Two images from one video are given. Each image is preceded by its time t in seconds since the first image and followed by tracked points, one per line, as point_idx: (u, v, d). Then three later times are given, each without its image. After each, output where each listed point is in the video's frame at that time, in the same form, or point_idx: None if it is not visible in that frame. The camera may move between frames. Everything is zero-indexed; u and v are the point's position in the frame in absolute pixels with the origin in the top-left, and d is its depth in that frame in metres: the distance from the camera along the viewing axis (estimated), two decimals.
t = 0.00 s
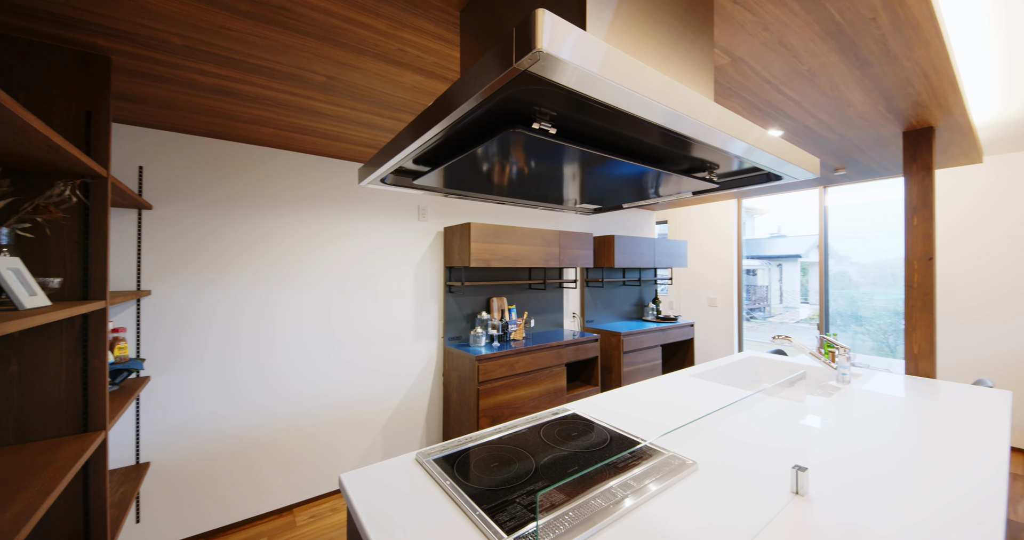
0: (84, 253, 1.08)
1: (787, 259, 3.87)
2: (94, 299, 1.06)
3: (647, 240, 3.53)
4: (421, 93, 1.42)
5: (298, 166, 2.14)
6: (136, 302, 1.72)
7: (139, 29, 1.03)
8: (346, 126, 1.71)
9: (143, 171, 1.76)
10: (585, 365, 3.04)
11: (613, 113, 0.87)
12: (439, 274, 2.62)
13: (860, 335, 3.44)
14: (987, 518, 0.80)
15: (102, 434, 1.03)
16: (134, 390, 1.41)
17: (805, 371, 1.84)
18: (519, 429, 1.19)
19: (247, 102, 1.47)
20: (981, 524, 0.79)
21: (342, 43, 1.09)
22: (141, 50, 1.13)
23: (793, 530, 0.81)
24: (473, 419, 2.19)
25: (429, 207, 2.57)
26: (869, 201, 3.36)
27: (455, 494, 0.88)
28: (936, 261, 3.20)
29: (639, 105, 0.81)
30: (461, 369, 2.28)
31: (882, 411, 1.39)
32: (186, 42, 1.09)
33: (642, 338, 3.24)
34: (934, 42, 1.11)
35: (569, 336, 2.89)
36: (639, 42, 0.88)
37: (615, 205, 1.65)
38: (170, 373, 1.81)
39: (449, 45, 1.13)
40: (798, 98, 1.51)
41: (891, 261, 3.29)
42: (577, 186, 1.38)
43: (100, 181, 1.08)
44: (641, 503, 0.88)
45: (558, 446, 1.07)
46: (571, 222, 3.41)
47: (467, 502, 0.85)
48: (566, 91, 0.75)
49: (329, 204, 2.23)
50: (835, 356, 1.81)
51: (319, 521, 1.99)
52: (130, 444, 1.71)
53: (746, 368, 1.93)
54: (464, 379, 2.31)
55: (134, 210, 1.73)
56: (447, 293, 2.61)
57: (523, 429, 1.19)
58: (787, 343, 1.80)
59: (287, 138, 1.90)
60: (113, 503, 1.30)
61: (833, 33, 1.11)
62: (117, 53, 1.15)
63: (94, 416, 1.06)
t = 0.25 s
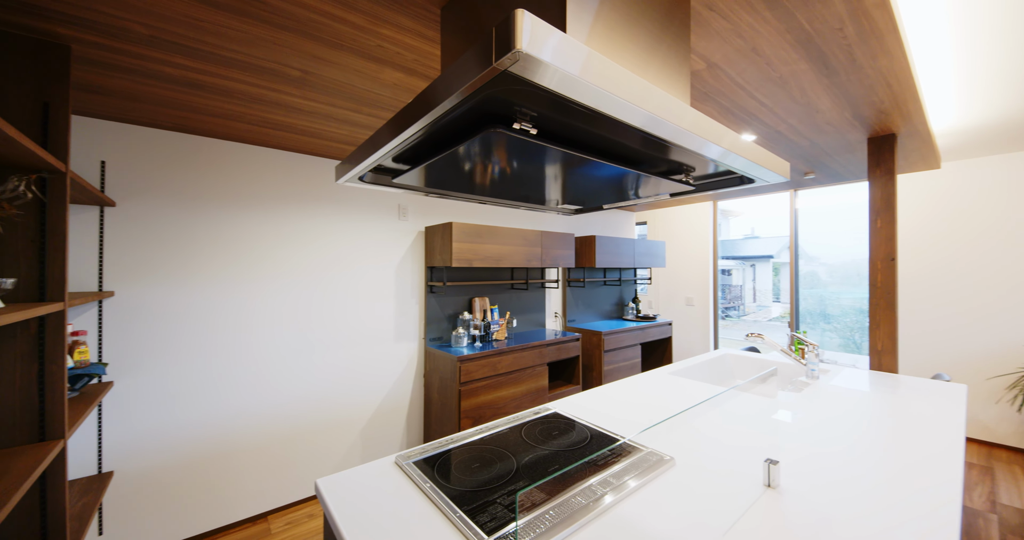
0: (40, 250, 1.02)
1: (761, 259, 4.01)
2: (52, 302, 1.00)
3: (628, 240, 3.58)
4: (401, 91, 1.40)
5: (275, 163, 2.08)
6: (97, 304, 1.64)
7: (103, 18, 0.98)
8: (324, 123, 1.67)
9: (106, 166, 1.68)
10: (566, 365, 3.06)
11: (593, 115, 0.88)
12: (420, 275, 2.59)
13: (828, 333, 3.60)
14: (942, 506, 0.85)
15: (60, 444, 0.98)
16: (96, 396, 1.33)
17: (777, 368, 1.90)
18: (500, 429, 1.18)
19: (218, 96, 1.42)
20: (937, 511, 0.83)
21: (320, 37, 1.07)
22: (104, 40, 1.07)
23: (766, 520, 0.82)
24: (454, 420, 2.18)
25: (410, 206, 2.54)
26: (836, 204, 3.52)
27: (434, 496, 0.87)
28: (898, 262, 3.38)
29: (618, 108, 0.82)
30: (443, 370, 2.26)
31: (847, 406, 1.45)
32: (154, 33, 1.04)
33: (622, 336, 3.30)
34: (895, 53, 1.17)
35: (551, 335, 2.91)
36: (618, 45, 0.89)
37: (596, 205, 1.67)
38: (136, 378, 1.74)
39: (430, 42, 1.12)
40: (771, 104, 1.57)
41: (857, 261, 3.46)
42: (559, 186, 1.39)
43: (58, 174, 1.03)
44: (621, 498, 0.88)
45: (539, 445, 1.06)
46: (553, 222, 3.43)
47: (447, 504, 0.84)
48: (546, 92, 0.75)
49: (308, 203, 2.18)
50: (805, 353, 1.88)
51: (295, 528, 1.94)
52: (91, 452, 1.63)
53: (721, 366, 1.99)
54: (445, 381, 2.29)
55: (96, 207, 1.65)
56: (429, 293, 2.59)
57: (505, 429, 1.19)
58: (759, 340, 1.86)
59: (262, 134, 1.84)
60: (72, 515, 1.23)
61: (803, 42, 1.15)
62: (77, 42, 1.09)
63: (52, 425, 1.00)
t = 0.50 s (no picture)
0: None
1: (736, 259, 4.13)
2: (5, 304, 0.94)
3: (609, 241, 3.63)
4: (382, 87, 1.38)
5: (253, 161, 2.03)
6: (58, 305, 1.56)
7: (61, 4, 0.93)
8: (302, 119, 1.63)
9: (66, 161, 1.60)
10: (549, 364, 3.08)
11: (574, 116, 0.89)
12: (402, 275, 2.56)
13: (799, 330, 3.75)
14: (903, 495, 0.89)
15: (17, 453, 0.93)
16: (57, 403, 1.27)
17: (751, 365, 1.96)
18: (481, 430, 1.18)
19: (189, 89, 1.36)
20: (898, 500, 0.87)
21: (296, 31, 1.04)
22: (63, 27, 1.02)
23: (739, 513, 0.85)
24: (436, 421, 2.16)
25: (390, 205, 2.50)
26: (807, 206, 3.65)
27: (414, 499, 0.86)
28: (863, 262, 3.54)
29: (599, 111, 0.83)
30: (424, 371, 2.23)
31: (817, 400, 1.51)
32: (118, 22, 0.99)
33: (604, 336, 3.34)
34: (861, 62, 1.23)
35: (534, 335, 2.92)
36: (599, 47, 0.90)
37: (578, 206, 1.69)
38: (100, 383, 1.66)
39: (410, 39, 1.11)
40: (745, 109, 1.61)
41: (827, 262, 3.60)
42: (541, 186, 1.39)
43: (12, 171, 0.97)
44: (601, 495, 0.89)
45: (521, 445, 1.06)
46: (536, 222, 3.45)
47: (427, 506, 0.83)
48: (526, 92, 0.75)
49: (287, 202, 2.13)
50: (777, 350, 1.94)
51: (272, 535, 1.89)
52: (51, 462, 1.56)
53: (698, 363, 2.04)
54: (427, 382, 2.26)
55: (55, 204, 1.56)
56: (410, 293, 2.55)
57: (487, 429, 1.18)
58: (734, 338, 1.92)
59: (237, 130, 1.79)
60: (28, 530, 1.15)
61: (776, 49, 1.19)
62: (34, 29, 1.03)
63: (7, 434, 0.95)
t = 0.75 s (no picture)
0: None
1: (710, 260, 4.24)
2: None
3: (589, 241, 3.68)
4: (359, 83, 1.36)
5: (228, 160, 1.98)
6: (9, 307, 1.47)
7: None
8: (276, 114, 1.59)
9: (18, 154, 1.50)
10: (529, 364, 3.09)
11: (553, 118, 0.89)
12: (380, 275, 2.52)
13: (770, 328, 3.89)
14: (863, 484, 0.93)
15: None
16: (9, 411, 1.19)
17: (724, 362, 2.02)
18: (461, 431, 1.17)
19: (154, 81, 1.30)
20: (860, 490, 0.91)
21: (269, 23, 1.01)
22: (13, 11, 0.95)
23: (711, 506, 0.88)
24: (415, 424, 2.13)
25: (368, 203, 2.46)
26: (778, 209, 3.80)
27: (392, 503, 0.85)
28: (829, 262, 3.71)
29: (579, 113, 0.84)
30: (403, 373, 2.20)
31: (786, 396, 1.57)
32: (75, 7, 0.94)
33: (584, 335, 3.38)
34: (826, 71, 1.28)
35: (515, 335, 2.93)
36: (579, 50, 0.91)
37: (558, 207, 1.70)
38: (56, 390, 1.57)
39: (388, 35, 1.10)
40: (718, 114, 1.67)
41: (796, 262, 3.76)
42: (521, 187, 1.40)
43: None
44: (580, 492, 0.90)
45: (500, 445, 1.06)
46: (517, 222, 3.46)
47: (405, 510, 0.82)
48: (506, 92, 0.75)
49: (264, 201, 2.08)
50: (749, 347, 2.01)
51: None
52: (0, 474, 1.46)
53: (673, 361, 2.08)
54: (406, 383, 2.23)
55: (5, 199, 1.47)
56: (389, 294, 2.51)
57: (468, 430, 1.17)
58: (708, 336, 1.98)
59: (207, 124, 1.72)
60: None
61: (747, 57, 1.24)
62: None
63: None
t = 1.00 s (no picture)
0: None
1: (685, 260, 4.36)
2: None
3: (568, 241, 3.71)
4: (334, 78, 1.33)
5: (203, 157, 1.91)
6: None
7: None
8: (247, 108, 1.53)
9: None
10: (509, 364, 3.10)
11: (532, 118, 0.89)
12: (357, 275, 2.46)
13: (741, 326, 4.03)
14: (826, 475, 0.98)
15: None
16: None
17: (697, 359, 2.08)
18: (440, 432, 1.15)
19: (114, 71, 1.23)
20: (823, 481, 0.96)
21: (238, 14, 0.97)
22: None
23: (685, 500, 0.90)
24: (393, 426, 2.09)
25: (344, 202, 2.40)
26: (749, 211, 3.94)
27: (367, 508, 0.83)
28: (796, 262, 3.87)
29: (558, 115, 0.85)
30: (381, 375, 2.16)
31: (755, 391, 1.63)
32: None
33: (563, 334, 3.41)
34: (794, 79, 1.33)
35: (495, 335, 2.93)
36: (558, 52, 0.92)
37: (538, 208, 1.71)
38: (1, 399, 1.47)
39: (364, 30, 1.08)
40: (693, 118, 1.71)
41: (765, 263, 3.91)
42: (501, 187, 1.39)
43: None
44: (559, 490, 0.91)
45: (480, 445, 1.05)
46: (497, 222, 3.45)
47: (381, 514, 0.80)
48: (483, 91, 0.75)
49: (238, 200, 2.02)
50: (721, 344, 2.08)
51: None
52: None
53: (650, 359, 2.13)
54: (383, 386, 2.19)
55: None
56: (366, 294, 2.45)
57: (447, 431, 1.16)
58: (683, 334, 2.03)
59: (171, 117, 1.64)
60: None
61: (720, 63, 1.27)
62: None
63: None
